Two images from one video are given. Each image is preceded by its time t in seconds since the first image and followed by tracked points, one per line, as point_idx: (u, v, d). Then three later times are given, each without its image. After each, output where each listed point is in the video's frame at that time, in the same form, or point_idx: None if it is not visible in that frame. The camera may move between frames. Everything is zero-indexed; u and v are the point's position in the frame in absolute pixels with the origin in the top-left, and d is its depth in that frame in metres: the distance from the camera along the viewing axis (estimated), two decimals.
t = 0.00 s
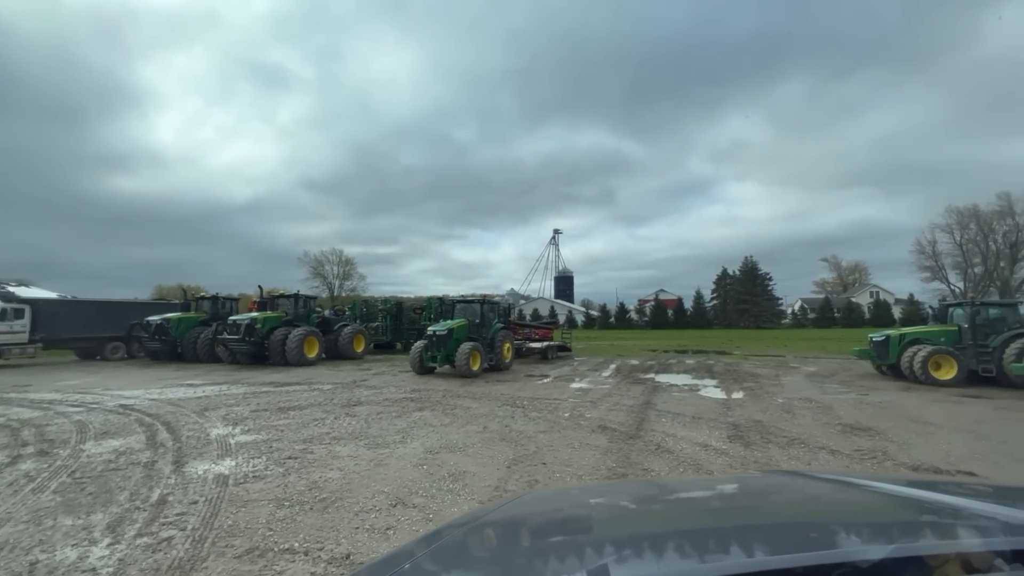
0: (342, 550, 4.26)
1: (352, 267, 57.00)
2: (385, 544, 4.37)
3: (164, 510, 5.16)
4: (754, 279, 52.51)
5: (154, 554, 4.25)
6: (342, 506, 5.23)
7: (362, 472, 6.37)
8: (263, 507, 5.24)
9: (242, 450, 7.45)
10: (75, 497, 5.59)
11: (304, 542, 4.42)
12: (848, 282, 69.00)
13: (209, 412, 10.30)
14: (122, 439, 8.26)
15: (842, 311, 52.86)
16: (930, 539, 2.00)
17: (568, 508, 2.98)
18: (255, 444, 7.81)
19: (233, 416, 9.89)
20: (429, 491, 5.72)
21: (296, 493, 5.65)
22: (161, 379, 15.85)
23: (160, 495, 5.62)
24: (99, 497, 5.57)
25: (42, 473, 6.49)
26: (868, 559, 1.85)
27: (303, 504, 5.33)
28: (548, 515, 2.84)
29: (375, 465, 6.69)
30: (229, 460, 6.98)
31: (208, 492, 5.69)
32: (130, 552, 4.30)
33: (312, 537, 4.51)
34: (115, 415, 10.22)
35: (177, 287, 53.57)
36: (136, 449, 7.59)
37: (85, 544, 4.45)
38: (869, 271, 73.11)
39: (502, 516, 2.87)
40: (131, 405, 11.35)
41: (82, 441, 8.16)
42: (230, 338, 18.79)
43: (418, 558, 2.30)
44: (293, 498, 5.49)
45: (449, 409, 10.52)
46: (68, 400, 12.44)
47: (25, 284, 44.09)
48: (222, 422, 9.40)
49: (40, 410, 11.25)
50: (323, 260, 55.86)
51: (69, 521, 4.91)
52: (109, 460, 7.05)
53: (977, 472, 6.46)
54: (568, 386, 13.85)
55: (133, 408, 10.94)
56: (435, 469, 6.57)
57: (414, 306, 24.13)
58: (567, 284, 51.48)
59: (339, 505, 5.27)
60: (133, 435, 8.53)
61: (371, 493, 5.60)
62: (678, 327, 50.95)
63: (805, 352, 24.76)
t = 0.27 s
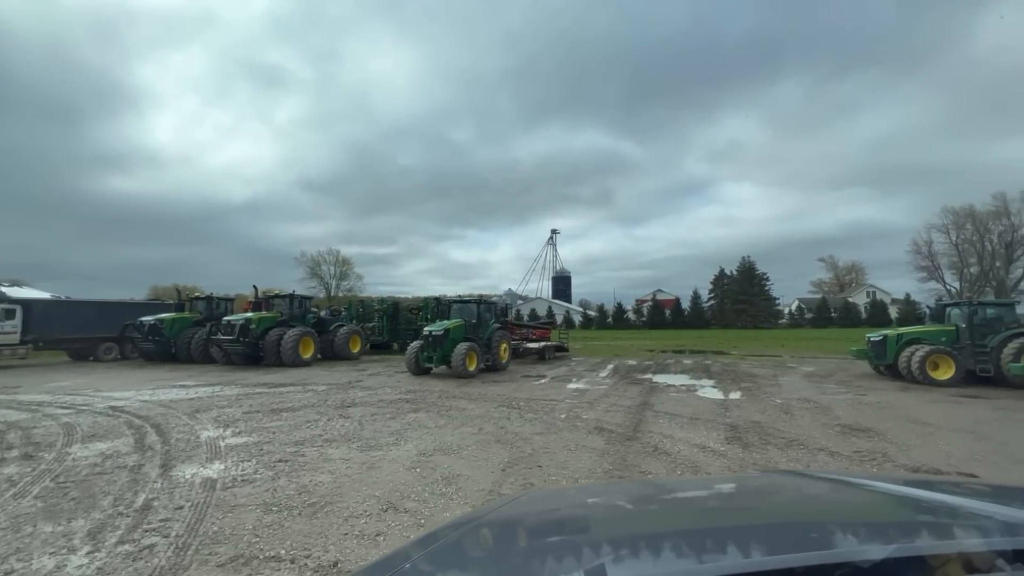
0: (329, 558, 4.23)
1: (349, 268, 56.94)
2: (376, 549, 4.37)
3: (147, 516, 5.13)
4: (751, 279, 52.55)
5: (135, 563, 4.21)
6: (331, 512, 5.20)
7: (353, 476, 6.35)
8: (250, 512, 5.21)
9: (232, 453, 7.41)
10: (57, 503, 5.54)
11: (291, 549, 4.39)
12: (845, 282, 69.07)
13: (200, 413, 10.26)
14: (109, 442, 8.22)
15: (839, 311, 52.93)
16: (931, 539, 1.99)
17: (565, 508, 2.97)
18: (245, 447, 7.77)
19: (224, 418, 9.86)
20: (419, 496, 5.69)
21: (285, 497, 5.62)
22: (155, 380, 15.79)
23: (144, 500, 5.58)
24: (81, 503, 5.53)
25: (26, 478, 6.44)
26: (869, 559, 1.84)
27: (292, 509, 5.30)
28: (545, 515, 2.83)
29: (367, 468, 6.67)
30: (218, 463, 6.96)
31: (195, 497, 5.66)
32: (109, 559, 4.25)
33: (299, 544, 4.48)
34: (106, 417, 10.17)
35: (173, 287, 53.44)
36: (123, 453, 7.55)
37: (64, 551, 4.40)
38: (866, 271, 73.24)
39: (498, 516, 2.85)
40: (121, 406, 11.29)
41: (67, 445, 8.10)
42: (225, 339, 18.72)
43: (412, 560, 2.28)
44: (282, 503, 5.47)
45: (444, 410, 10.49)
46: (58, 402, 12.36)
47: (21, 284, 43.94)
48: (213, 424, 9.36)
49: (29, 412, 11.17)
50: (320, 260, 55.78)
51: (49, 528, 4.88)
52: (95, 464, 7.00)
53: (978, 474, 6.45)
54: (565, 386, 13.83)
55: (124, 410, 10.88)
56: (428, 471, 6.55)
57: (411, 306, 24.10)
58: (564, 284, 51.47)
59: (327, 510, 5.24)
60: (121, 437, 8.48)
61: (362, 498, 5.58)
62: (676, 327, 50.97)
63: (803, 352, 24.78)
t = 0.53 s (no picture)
0: (319, 564, 4.21)
1: (347, 268, 56.89)
2: (368, 555, 4.35)
3: (135, 521, 5.10)
4: (749, 279, 52.62)
5: (120, 570, 4.18)
6: (323, 516, 5.18)
7: (347, 479, 6.33)
8: (240, 517, 5.19)
9: (224, 456, 7.38)
10: (42, 508, 5.50)
11: (281, 555, 4.37)
12: (842, 282, 69.21)
13: (194, 415, 10.22)
14: (100, 444, 8.18)
15: (836, 310, 53.03)
16: (931, 540, 1.99)
17: (562, 508, 2.96)
18: (237, 449, 7.74)
19: (218, 419, 9.82)
20: (413, 499, 5.68)
21: (277, 501, 5.60)
22: (150, 381, 15.74)
23: (131, 505, 5.55)
24: (67, 507, 5.50)
25: (12, 482, 6.40)
26: (868, 560, 1.83)
27: (283, 513, 5.28)
28: (543, 515, 2.82)
29: (360, 471, 6.65)
30: (210, 466, 6.94)
31: (185, 501, 5.64)
32: (94, 567, 4.22)
33: (289, 550, 4.46)
34: (98, 419, 10.13)
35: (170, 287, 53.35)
36: (114, 455, 7.52)
37: (47, 558, 4.37)
38: (862, 271, 73.39)
39: (494, 517, 2.85)
40: (114, 408, 11.24)
41: (56, 447, 8.06)
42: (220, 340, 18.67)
43: (407, 560, 2.27)
44: (273, 507, 5.45)
45: (441, 411, 10.48)
46: (50, 404, 12.29)
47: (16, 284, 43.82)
48: (206, 426, 9.32)
49: (21, 413, 11.12)
50: (317, 260, 55.74)
51: (34, 534, 4.85)
52: (84, 467, 6.97)
53: (977, 475, 6.46)
54: (562, 387, 13.82)
55: (117, 412, 10.83)
56: (423, 474, 6.53)
57: (408, 306, 24.09)
58: (562, 283, 51.50)
59: (318, 515, 5.23)
60: (111, 440, 8.44)
61: (355, 501, 5.57)
62: (674, 327, 51.01)
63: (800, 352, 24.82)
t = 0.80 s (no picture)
0: (315, 567, 4.20)
1: (346, 268, 56.85)
2: (365, 557, 4.34)
3: (130, 523, 5.09)
4: (748, 279, 52.65)
5: (114, 573, 4.16)
6: (319, 518, 5.17)
7: (344, 480, 6.33)
8: (236, 519, 5.18)
9: (222, 457, 7.37)
10: (36, 510, 5.50)
11: (277, 558, 4.37)
12: (841, 282, 69.26)
13: (191, 416, 10.21)
14: (95, 445, 8.16)
15: (835, 310, 53.07)
16: (930, 540, 1.99)
17: (561, 508, 2.96)
18: (235, 450, 7.73)
19: (215, 420, 9.81)
20: (410, 500, 5.67)
21: (273, 503, 5.60)
22: (147, 382, 15.72)
23: (128, 507, 5.54)
24: (61, 509, 5.49)
25: (6, 484, 6.39)
26: (867, 560, 1.83)
27: (280, 515, 5.27)
28: (542, 515, 2.82)
29: (358, 472, 6.64)
30: (206, 467, 6.93)
31: (180, 503, 5.64)
32: (87, 570, 4.21)
33: (285, 553, 4.45)
34: (95, 420, 10.11)
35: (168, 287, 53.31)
36: (110, 456, 7.51)
37: (41, 561, 4.36)
38: (861, 271, 73.47)
39: (493, 517, 2.85)
40: (111, 409, 11.22)
41: (51, 449, 8.04)
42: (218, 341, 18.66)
43: (405, 561, 2.26)
44: (270, 509, 5.44)
45: (439, 412, 10.48)
46: (46, 405, 12.25)
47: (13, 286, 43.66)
48: (203, 427, 9.31)
49: (17, 414, 11.08)
50: (316, 261, 55.72)
51: (28, 536, 4.83)
52: (81, 469, 6.96)
53: (976, 475, 6.46)
54: (561, 387, 13.83)
55: (113, 413, 10.80)
56: (421, 475, 6.53)
57: (407, 307, 24.08)
58: (561, 283, 51.51)
59: (316, 517, 5.22)
60: (107, 441, 8.42)
61: (352, 503, 5.56)
62: (672, 327, 51.00)
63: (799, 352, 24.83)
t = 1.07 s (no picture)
0: (316, 566, 4.20)
1: (345, 268, 56.85)
2: (365, 557, 4.34)
3: (130, 523, 5.09)
4: (747, 279, 52.69)
5: (114, 573, 4.16)
6: (319, 518, 5.17)
7: (344, 480, 6.33)
8: (236, 519, 5.18)
9: (222, 458, 7.36)
10: (36, 510, 5.50)
11: (277, 558, 4.36)
12: (840, 282, 69.30)
13: (191, 417, 10.21)
14: (95, 446, 8.16)
15: (835, 310, 53.10)
16: (928, 538, 1.99)
17: (561, 508, 2.96)
18: (235, 451, 7.73)
19: (215, 420, 9.82)
20: (410, 500, 5.68)
21: (273, 503, 5.59)
22: (147, 382, 15.72)
23: (128, 507, 5.54)
24: (62, 510, 5.48)
25: (6, 484, 6.38)
26: (865, 558, 1.83)
27: (279, 515, 5.27)
28: (541, 516, 2.82)
29: (358, 472, 6.64)
30: (206, 467, 6.92)
31: (180, 503, 5.63)
32: (88, 570, 4.21)
33: (285, 553, 4.45)
34: (95, 420, 10.12)
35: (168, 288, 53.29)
36: (109, 457, 7.51)
37: (41, 562, 4.36)
38: (859, 271, 73.54)
39: (494, 517, 2.85)
40: (111, 409, 11.23)
41: (52, 449, 8.05)
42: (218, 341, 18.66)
43: (406, 561, 2.26)
44: (270, 509, 5.44)
45: (439, 412, 10.49)
46: (46, 405, 12.24)
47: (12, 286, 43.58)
48: (204, 427, 9.32)
49: (17, 415, 11.07)
50: (316, 261, 55.71)
51: (28, 537, 4.83)
52: (81, 469, 6.96)
53: (975, 475, 6.47)
54: (561, 387, 13.83)
55: (112, 413, 10.80)
56: (421, 475, 6.52)
57: (407, 307, 24.10)
58: (561, 284, 51.53)
59: (316, 516, 5.22)
60: (107, 441, 8.42)
61: (352, 503, 5.56)
62: (672, 327, 51.06)
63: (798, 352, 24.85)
